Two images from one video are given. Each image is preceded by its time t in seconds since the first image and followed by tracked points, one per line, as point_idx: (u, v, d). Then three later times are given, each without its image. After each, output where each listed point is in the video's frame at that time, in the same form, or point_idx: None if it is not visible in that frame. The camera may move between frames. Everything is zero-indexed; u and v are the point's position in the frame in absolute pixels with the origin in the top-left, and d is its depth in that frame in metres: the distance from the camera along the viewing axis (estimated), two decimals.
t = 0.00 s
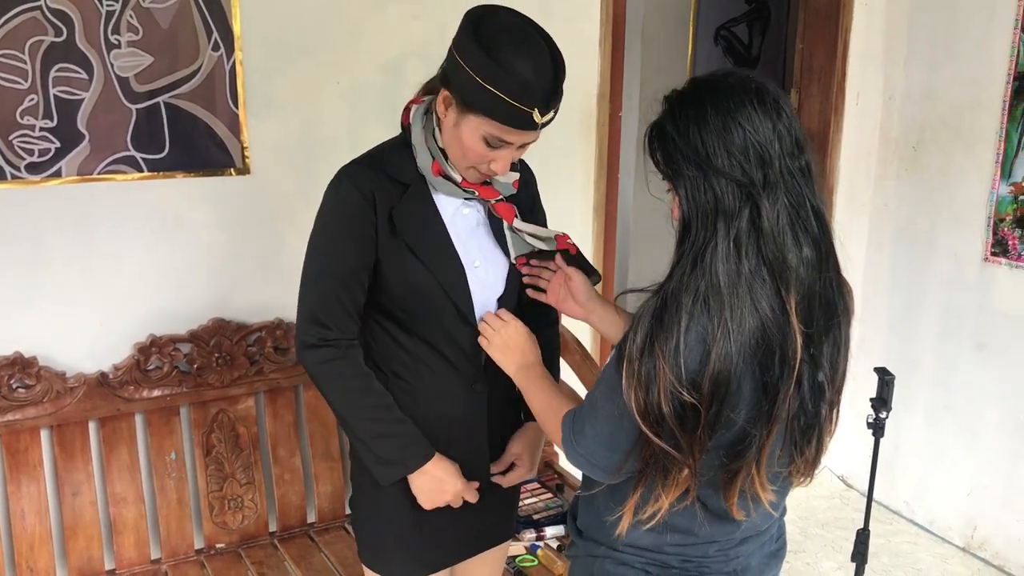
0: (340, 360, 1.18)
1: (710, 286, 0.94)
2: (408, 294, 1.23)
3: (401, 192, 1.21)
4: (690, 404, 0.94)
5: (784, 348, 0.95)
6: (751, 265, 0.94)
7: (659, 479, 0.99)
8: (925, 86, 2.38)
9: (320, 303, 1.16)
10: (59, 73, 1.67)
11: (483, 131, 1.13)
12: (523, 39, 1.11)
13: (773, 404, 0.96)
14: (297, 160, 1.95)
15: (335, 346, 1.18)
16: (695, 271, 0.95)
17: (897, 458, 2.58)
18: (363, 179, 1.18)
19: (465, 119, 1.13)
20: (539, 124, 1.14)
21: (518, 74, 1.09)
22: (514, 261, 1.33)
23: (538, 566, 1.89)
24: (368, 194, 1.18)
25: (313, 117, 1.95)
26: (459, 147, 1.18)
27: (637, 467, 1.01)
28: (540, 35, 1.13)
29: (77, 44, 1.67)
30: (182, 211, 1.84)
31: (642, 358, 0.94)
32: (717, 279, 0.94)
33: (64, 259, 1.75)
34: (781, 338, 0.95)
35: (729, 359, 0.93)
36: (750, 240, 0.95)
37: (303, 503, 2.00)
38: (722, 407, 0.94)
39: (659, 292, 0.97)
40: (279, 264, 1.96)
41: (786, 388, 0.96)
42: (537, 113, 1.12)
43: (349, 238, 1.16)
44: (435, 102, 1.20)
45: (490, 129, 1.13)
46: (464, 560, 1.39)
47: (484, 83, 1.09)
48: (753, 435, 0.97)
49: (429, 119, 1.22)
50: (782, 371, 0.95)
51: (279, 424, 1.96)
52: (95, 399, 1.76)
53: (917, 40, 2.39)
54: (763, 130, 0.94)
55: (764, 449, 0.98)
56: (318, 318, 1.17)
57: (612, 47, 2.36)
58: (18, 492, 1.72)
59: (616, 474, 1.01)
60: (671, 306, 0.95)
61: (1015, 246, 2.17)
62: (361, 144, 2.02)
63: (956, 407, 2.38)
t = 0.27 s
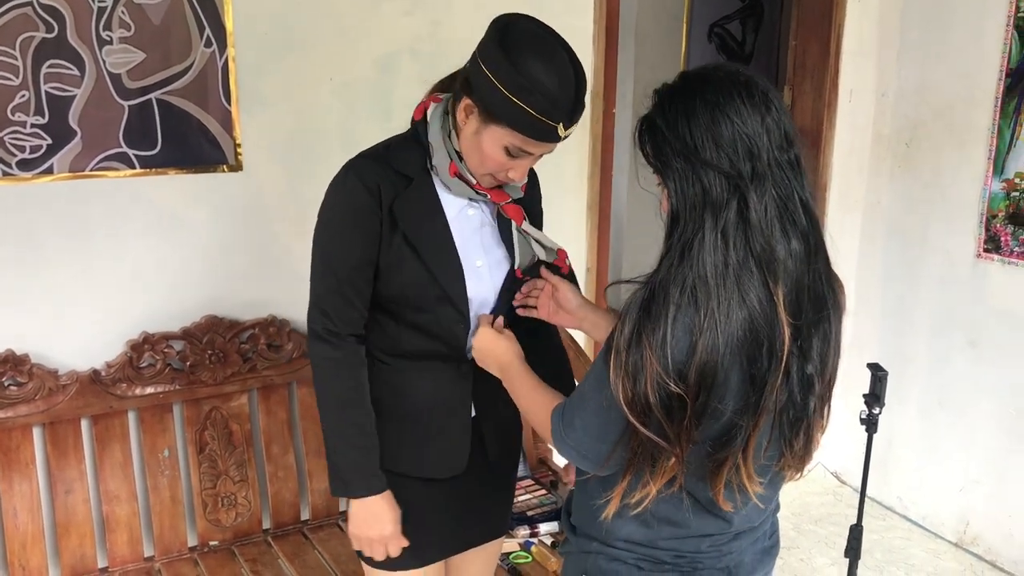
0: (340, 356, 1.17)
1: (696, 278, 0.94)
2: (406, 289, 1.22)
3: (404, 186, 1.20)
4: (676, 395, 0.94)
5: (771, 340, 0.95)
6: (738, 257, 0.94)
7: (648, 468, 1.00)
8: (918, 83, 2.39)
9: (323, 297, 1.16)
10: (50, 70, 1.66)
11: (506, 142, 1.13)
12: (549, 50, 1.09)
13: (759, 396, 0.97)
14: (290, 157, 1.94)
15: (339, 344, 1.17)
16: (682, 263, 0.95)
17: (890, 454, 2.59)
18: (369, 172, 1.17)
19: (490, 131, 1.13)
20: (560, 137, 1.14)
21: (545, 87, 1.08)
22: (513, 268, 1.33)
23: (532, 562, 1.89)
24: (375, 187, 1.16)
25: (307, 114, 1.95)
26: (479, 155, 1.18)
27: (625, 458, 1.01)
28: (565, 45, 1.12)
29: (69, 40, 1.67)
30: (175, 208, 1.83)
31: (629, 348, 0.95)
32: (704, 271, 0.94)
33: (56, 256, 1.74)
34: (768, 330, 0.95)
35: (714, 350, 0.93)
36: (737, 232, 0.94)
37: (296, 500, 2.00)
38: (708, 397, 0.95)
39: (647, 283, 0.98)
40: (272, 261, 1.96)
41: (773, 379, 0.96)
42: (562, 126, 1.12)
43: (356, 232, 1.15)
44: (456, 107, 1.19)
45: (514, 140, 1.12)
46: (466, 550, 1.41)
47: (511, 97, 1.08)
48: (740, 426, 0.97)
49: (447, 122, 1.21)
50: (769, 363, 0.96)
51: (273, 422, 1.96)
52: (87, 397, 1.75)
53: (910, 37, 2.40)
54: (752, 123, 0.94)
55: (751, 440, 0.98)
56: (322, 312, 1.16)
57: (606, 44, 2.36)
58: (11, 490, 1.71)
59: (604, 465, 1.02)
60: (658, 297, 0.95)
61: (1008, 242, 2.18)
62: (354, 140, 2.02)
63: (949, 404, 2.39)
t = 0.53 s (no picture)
0: (318, 341, 1.17)
1: (688, 274, 0.94)
2: (396, 283, 1.22)
3: (403, 182, 1.20)
4: (670, 391, 0.94)
5: (763, 334, 0.95)
6: (729, 252, 0.94)
7: (644, 467, 1.00)
8: (913, 81, 2.40)
9: (312, 283, 1.17)
10: (44, 67, 1.66)
11: (509, 145, 1.13)
12: (558, 55, 1.09)
13: (753, 391, 0.96)
14: (286, 155, 1.94)
15: (321, 329, 1.18)
16: (674, 259, 0.95)
17: (885, 452, 2.59)
18: (368, 166, 1.18)
19: (494, 133, 1.13)
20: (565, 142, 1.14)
21: (550, 91, 1.08)
22: (504, 271, 1.31)
23: (528, 561, 1.89)
24: (371, 180, 1.17)
25: (302, 112, 1.94)
26: (482, 157, 1.17)
27: (621, 456, 1.01)
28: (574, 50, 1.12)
29: (63, 37, 1.66)
30: (170, 206, 1.83)
31: (622, 345, 0.95)
32: (695, 267, 0.94)
33: (51, 255, 1.74)
34: (760, 325, 0.95)
35: (706, 345, 0.93)
36: (729, 227, 0.94)
37: (292, 499, 2.00)
38: (701, 393, 0.94)
39: (639, 280, 0.98)
40: (267, 258, 1.96)
41: (766, 374, 0.96)
42: (565, 132, 1.12)
43: (348, 224, 1.16)
44: (463, 108, 1.19)
45: (518, 143, 1.12)
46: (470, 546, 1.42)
47: (517, 100, 1.09)
48: (734, 422, 0.97)
49: (454, 122, 1.21)
50: (763, 358, 0.95)
51: (268, 420, 1.95)
52: (82, 395, 1.75)
53: (905, 35, 2.40)
54: (740, 118, 0.95)
55: (745, 436, 0.98)
56: (308, 296, 1.17)
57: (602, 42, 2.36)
58: (5, 489, 1.71)
59: (599, 465, 1.01)
60: (650, 293, 0.95)
61: (1003, 240, 2.18)
62: (350, 138, 2.02)
63: (944, 401, 2.40)
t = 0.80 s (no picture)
0: (318, 338, 1.18)
1: (680, 278, 0.94)
2: (389, 279, 1.21)
3: (397, 180, 1.20)
4: (665, 396, 0.94)
5: (756, 336, 0.95)
6: (722, 255, 0.94)
7: (643, 475, 0.99)
8: (909, 81, 2.40)
9: (307, 281, 1.17)
10: (40, 65, 1.65)
11: (495, 137, 1.13)
12: (544, 46, 1.09)
13: (747, 392, 0.96)
14: (283, 154, 1.94)
15: (319, 327, 1.18)
16: (666, 263, 0.95)
17: (881, 452, 2.60)
18: (361, 163, 1.17)
19: (479, 125, 1.13)
20: (551, 136, 1.13)
21: (534, 83, 1.08)
22: (500, 270, 1.31)
23: (524, 560, 1.89)
24: (364, 177, 1.16)
25: (299, 110, 1.94)
26: (471, 150, 1.17)
27: (621, 463, 1.01)
28: (563, 44, 1.12)
29: (59, 35, 1.66)
30: (167, 204, 1.83)
31: (615, 352, 0.95)
32: (688, 271, 0.94)
33: (47, 253, 1.73)
34: (753, 327, 0.95)
35: (700, 350, 0.93)
36: (720, 230, 0.94)
37: (288, 498, 1.99)
38: (696, 397, 0.94)
39: (631, 285, 0.97)
40: (264, 257, 1.96)
41: (760, 376, 0.96)
42: (550, 124, 1.11)
43: (341, 222, 1.15)
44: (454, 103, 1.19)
45: (502, 135, 1.12)
46: (460, 545, 1.41)
47: (501, 91, 1.08)
48: (729, 424, 0.97)
49: (448, 116, 1.21)
50: (755, 360, 0.95)
51: (264, 419, 1.95)
52: (78, 393, 1.74)
53: (901, 35, 2.40)
54: (727, 118, 0.94)
55: (740, 438, 0.98)
56: (304, 293, 1.17)
57: (599, 41, 2.36)
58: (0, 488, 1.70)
59: (601, 473, 1.01)
60: (642, 299, 0.95)
61: (999, 240, 2.19)
62: (347, 138, 2.02)
63: (940, 401, 2.40)
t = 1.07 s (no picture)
0: (302, 343, 1.18)
1: (676, 288, 0.94)
2: (373, 285, 1.21)
3: (382, 185, 1.20)
4: (662, 408, 0.94)
5: (752, 344, 0.95)
6: (718, 264, 0.95)
7: (636, 487, 0.99)
8: (905, 82, 2.40)
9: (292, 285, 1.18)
10: (35, 63, 1.65)
11: (470, 145, 1.12)
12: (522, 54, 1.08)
13: (743, 399, 0.97)
14: (279, 153, 1.93)
15: (302, 331, 1.19)
16: (661, 274, 0.95)
17: (877, 452, 2.60)
18: (347, 169, 1.17)
19: (454, 132, 1.13)
20: (526, 146, 1.12)
21: (507, 91, 1.07)
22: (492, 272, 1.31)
23: (520, 560, 1.89)
24: (350, 184, 1.17)
25: (296, 110, 1.94)
26: (449, 156, 1.17)
27: (613, 474, 1.01)
28: (542, 52, 1.11)
29: (54, 33, 1.65)
30: (162, 203, 1.82)
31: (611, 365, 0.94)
32: (684, 281, 0.94)
33: (41, 252, 1.73)
34: (749, 334, 0.95)
35: (697, 360, 0.93)
36: (715, 238, 0.95)
37: (283, 498, 1.99)
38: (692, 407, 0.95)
39: (625, 296, 0.97)
40: (260, 256, 1.95)
41: (756, 383, 0.96)
42: (523, 135, 1.10)
43: (323, 227, 1.16)
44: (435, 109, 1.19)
45: (476, 143, 1.11)
46: (458, 542, 1.40)
47: (472, 99, 1.08)
48: (725, 431, 0.97)
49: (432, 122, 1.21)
50: (751, 367, 0.96)
51: (260, 419, 1.95)
52: (72, 393, 1.74)
53: (898, 37, 2.41)
54: (719, 126, 0.95)
55: (737, 445, 0.98)
56: (288, 296, 1.18)
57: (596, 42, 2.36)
58: None
59: (594, 482, 1.01)
60: (637, 310, 0.94)
61: (995, 242, 2.19)
62: (344, 137, 2.02)
63: (935, 402, 2.41)
